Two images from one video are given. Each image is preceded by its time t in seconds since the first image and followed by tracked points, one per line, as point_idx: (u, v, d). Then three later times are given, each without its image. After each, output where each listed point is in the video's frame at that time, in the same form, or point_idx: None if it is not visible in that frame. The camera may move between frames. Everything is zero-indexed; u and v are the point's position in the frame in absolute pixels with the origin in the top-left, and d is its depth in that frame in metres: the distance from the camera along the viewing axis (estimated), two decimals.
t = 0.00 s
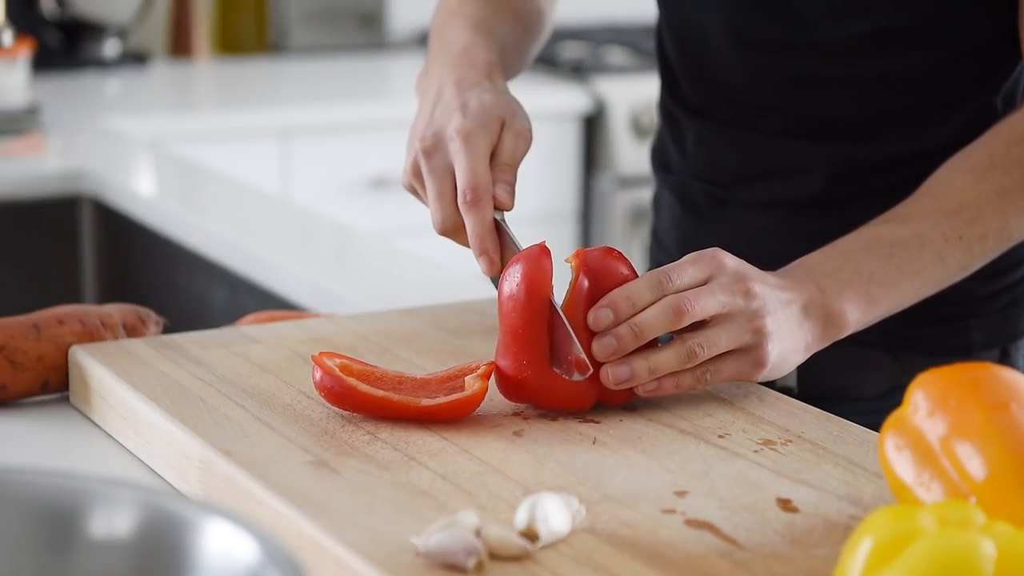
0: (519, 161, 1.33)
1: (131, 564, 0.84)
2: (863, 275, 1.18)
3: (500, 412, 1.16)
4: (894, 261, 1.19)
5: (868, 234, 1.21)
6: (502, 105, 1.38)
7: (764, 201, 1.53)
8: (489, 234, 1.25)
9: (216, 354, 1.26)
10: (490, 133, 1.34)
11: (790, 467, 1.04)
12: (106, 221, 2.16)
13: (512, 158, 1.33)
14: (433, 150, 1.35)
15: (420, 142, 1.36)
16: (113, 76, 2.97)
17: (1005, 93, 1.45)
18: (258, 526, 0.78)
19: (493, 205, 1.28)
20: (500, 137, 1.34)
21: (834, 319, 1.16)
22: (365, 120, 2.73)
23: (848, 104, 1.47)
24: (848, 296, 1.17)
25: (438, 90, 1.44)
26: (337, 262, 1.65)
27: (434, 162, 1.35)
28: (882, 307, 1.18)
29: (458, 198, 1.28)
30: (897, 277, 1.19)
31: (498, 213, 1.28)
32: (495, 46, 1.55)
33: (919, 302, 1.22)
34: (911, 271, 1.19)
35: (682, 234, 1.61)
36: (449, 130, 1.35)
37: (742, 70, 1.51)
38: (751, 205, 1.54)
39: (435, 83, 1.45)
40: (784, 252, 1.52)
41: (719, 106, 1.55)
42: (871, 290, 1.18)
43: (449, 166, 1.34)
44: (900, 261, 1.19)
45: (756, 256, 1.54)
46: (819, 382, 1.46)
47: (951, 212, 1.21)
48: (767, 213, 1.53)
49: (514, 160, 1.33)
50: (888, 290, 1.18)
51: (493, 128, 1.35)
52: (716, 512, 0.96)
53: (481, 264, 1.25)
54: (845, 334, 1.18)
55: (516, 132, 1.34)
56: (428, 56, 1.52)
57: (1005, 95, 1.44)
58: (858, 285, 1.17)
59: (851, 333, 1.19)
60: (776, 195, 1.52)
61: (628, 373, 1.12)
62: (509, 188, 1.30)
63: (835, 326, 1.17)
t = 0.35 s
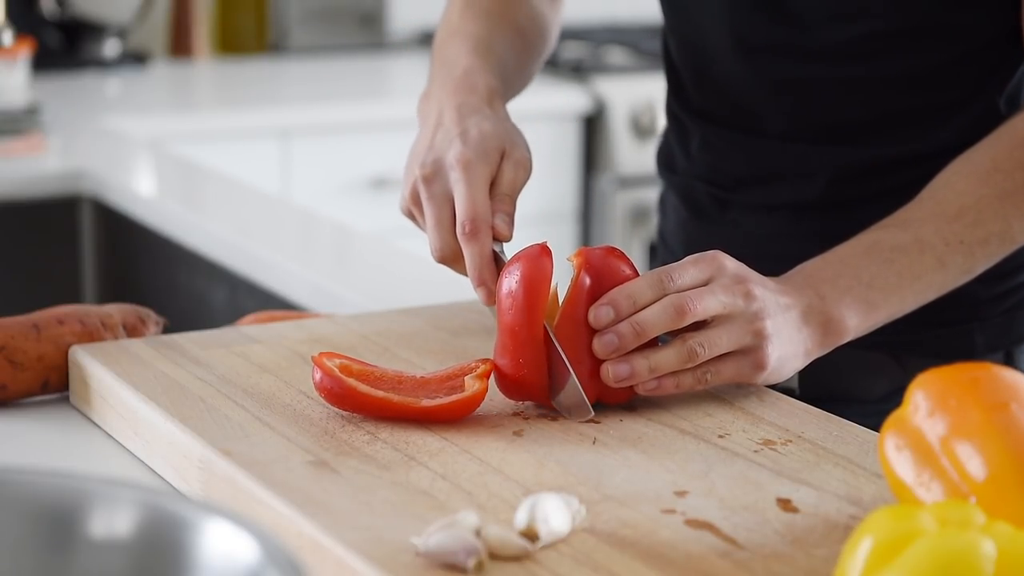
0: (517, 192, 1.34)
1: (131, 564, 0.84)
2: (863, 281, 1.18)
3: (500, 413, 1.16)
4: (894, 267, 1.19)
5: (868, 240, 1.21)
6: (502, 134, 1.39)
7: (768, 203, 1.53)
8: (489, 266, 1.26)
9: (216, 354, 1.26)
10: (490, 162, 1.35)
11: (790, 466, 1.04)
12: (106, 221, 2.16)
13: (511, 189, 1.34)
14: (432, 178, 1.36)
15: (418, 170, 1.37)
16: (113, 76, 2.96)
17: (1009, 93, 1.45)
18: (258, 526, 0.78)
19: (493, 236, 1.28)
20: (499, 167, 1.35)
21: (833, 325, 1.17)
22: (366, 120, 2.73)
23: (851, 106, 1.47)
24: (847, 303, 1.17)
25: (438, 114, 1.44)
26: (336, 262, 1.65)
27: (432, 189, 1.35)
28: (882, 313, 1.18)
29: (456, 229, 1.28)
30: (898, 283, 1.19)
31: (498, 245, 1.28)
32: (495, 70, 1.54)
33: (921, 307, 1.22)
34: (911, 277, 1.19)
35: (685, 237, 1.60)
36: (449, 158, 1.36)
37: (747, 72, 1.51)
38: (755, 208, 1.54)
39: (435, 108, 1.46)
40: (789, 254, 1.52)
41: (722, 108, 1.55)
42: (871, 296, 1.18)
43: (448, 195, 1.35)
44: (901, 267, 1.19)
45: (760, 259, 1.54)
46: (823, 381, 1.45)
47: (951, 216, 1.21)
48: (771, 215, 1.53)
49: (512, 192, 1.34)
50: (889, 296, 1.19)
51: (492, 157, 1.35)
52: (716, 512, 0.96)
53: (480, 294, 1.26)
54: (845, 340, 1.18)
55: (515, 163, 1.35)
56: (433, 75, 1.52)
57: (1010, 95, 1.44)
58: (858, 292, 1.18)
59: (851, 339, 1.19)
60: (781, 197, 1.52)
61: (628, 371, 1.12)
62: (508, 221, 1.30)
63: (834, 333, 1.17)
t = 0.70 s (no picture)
0: (518, 184, 1.39)
1: (131, 564, 0.84)
2: (880, 279, 1.18)
3: (489, 412, 1.16)
4: (911, 265, 1.19)
5: (884, 238, 1.20)
6: (508, 128, 1.43)
7: (774, 206, 1.53)
8: (482, 257, 1.32)
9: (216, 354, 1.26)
10: (492, 157, 1.40)
11: (790, 467, 1.04)
12: (106, 221, 2.16)
13: (514, 182, 1.38)
14: (436, 172, 1.42)
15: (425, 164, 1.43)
16: (113, 76, 2.96)
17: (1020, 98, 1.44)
18: (258, 526, 0.78)
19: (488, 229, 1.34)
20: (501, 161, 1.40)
21: (847, 322, 1.17)
22: (366, 120, 2.73)
23: (857, 109, 1.48)
24: (861, 299, 1.17)
25: (455, 104, 1.49)
26: (337, 262, 1.65)
27: (437, 183, 1.42)
28: (898, 311, 1.18)
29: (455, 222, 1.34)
30: (914, 282, 1.19)
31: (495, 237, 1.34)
32: (518, 62, 1.56)
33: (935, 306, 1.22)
34: (929, 275, 1.19)
35: (696, 239, 1.61)
36: (453, 153, 1.41)
37: (756, 72, 1.52)
38: (761, 211, 1.55)
39: (455, 98, 1.50)
40: (796, 257, 1.53)
41: (732, 109, 1.56)
42: (887, 294, 1.18)
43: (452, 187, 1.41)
44: (918, 265, 1.19)
45: (771, 263, 1.55)
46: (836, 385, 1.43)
47: (970, 216, 1.21)
48: (778, 218, 1.54)
49: (512, 185, 1.39)
50: (904, 295, 1.18)
51: (495, 152, 1.40)
52: (716, 512, 0.96)
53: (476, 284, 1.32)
54: (858, 338, 1.18)
55: (519, 156, 1.40)
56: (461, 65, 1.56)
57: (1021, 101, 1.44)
58: (873, 290, 1.18)
59: (866, 336, 1.19)
60: (787, 200, 1.52)
61: (620, 374, 1.12)
62: (507, 212, 1.36)
63: (847, 330, 1.17)
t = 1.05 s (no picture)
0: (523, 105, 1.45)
1: (131, 564, 0.84)
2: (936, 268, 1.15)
3: (484, 411, 1.16)
4: (967, 255, 1.17)
5: (939, 229, 1.18)
6: (510, 52, 1.49)
7: (782, 207, 1.53)
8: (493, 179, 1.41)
9: (216, 354, 1.26)
10: (494, 83, 1.46)
11: (790, 467, 1.04)
12: (106, 221, 2.16)
13: (519, 103, 1.45)
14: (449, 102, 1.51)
15: (438, 97, 1.53)
16: (113, 76, 2.96)
17: None
18: (258, 526, 0.78)
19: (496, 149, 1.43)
20: (508, 83, 1.47)
21: (903, 313, 1.13)
22: (366, 120, 2.73)
23: (865, 110, 1.48)
24: (917, 289, 1.14)
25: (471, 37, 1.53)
26: (337, 262, 1.65)
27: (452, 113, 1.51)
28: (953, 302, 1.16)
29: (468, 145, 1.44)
30: (971, 272, 1.16)
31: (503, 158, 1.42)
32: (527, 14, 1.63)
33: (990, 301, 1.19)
34: (986, 266, 1.17)
35: (706, 241, 1.61)
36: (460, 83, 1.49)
37: (768, 70, 1.52)
38: (769, 212, 1.54)
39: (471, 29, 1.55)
40: (802, 259, 1.53)
41: (743, 107, 1.56)
42: (944, 284, 1.15)
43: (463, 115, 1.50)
44: (975, 255, 1.17)
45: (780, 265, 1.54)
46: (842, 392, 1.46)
47: None
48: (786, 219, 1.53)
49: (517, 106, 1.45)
50: (960, 284, 1.16)
51: (498, 77, 1.47)
52: (716, 512, 0.96)
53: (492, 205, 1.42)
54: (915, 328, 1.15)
55: (522, 77, 1.46)
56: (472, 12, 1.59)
57: None
58: (930, 278, 1.15)
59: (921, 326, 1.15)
60: (794, 201, 1.52)
61: (642, 374, 1.11)
62: (513, 129, 1.43)
63: (903, 321, 1.14)
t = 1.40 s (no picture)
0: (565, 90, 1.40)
1: (131, 564, 0.84)
2: (882, 274, 1.18)
3: (484, 412, 1.16)
4: (914, 261, 1.19)
5: (888, 233, 1.20)
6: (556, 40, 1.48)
7: (783, 205, 1.54)
8: (530, 136, 1.31)
9: (216, 354, 1.26)
10: (542, 60, 1.42)
11: (791, 467, 1.04)
12: (106, 221, 2.16)
13: (561, 86, 1.39)
14: (485, 62, 1.43)
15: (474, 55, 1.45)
16: (113, 76, 2.96)
17: None
18: (258, 526, 0.78)
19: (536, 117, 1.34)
20: (551, 67, 1.42)
21: (848, 317, 1.16)
22: (366, 120, 2.73)
23: (866, 109, 1.48)
24: (862, 294, 1.17)
25: (503, 23, 1.57)
26: (336, 262, 1.65)
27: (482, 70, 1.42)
28: (898, 307, 1.18)
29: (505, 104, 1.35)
30: (917, 278, 1.18)
31: (542, 126, 1.33)
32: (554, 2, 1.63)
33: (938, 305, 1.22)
34: (932, 272, 1.19)
35: (707, 239, 1.62)
36: (505, 49, 1.44)
37: (767, 70, 1.52)
38: (771, 210, 1.55)
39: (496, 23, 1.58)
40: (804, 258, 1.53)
41: (741, 106, 1.56)
42: (889, 290, 1.18)
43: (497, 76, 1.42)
44: (921, 261, 1.19)
45: (779, 263, 1.56)
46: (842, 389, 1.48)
47: (976, 215, 1.21)
48: (788, 217, 1.54)
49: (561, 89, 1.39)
50: (906, 290, 1.18)
51: (545, 56, 1.42)
52: (716, 512, 0.96)
53: (516, 160, 1.29)
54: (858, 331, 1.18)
55: (566, 66, 1.41)
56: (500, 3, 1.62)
57: None
58: (875, 284, 1.17)
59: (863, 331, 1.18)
60: (795, 199, 1.53)
61: (645, 395, 1.11)
62: (555, 110, 1.36)
63: (849, 324, 1.16)
